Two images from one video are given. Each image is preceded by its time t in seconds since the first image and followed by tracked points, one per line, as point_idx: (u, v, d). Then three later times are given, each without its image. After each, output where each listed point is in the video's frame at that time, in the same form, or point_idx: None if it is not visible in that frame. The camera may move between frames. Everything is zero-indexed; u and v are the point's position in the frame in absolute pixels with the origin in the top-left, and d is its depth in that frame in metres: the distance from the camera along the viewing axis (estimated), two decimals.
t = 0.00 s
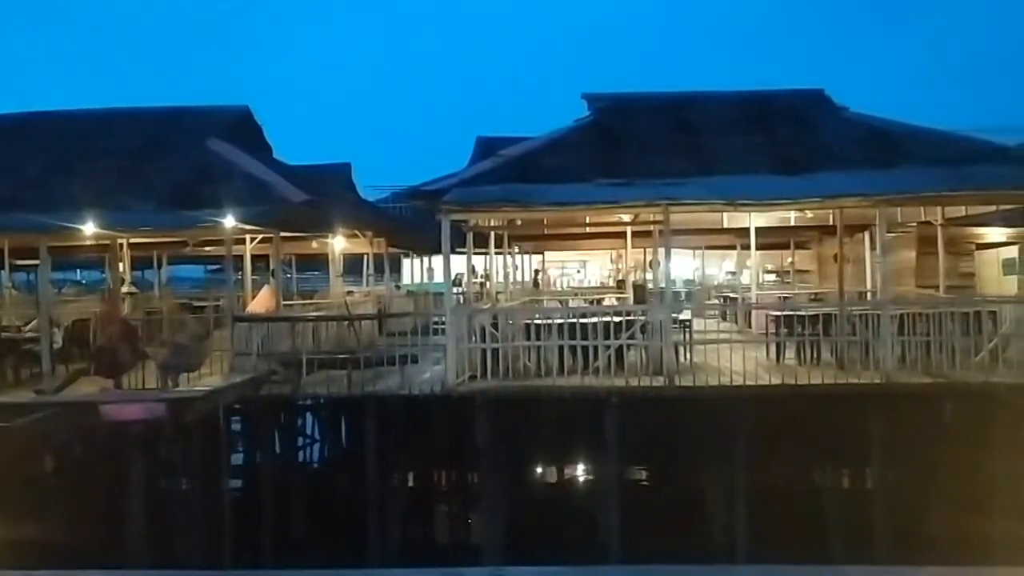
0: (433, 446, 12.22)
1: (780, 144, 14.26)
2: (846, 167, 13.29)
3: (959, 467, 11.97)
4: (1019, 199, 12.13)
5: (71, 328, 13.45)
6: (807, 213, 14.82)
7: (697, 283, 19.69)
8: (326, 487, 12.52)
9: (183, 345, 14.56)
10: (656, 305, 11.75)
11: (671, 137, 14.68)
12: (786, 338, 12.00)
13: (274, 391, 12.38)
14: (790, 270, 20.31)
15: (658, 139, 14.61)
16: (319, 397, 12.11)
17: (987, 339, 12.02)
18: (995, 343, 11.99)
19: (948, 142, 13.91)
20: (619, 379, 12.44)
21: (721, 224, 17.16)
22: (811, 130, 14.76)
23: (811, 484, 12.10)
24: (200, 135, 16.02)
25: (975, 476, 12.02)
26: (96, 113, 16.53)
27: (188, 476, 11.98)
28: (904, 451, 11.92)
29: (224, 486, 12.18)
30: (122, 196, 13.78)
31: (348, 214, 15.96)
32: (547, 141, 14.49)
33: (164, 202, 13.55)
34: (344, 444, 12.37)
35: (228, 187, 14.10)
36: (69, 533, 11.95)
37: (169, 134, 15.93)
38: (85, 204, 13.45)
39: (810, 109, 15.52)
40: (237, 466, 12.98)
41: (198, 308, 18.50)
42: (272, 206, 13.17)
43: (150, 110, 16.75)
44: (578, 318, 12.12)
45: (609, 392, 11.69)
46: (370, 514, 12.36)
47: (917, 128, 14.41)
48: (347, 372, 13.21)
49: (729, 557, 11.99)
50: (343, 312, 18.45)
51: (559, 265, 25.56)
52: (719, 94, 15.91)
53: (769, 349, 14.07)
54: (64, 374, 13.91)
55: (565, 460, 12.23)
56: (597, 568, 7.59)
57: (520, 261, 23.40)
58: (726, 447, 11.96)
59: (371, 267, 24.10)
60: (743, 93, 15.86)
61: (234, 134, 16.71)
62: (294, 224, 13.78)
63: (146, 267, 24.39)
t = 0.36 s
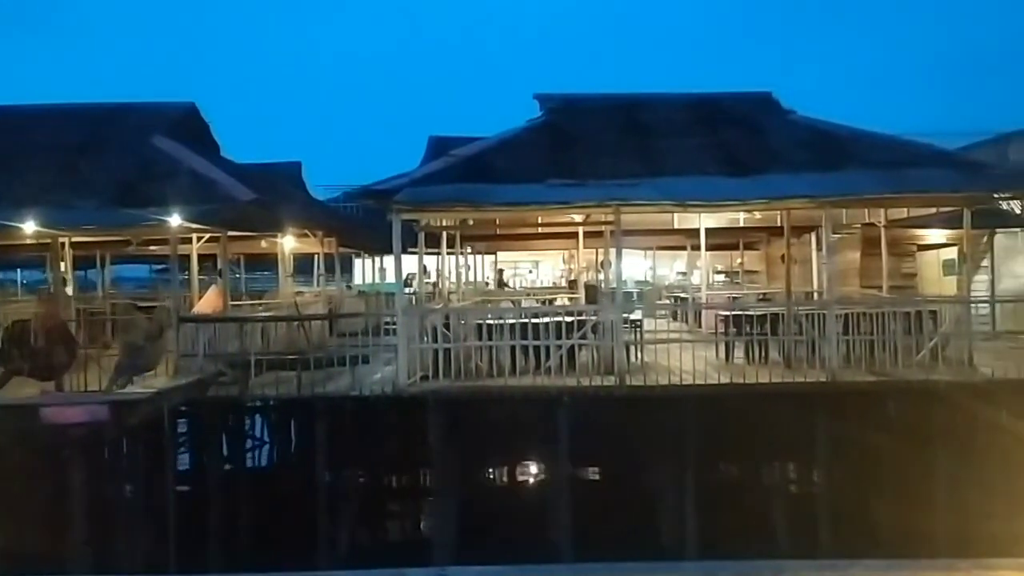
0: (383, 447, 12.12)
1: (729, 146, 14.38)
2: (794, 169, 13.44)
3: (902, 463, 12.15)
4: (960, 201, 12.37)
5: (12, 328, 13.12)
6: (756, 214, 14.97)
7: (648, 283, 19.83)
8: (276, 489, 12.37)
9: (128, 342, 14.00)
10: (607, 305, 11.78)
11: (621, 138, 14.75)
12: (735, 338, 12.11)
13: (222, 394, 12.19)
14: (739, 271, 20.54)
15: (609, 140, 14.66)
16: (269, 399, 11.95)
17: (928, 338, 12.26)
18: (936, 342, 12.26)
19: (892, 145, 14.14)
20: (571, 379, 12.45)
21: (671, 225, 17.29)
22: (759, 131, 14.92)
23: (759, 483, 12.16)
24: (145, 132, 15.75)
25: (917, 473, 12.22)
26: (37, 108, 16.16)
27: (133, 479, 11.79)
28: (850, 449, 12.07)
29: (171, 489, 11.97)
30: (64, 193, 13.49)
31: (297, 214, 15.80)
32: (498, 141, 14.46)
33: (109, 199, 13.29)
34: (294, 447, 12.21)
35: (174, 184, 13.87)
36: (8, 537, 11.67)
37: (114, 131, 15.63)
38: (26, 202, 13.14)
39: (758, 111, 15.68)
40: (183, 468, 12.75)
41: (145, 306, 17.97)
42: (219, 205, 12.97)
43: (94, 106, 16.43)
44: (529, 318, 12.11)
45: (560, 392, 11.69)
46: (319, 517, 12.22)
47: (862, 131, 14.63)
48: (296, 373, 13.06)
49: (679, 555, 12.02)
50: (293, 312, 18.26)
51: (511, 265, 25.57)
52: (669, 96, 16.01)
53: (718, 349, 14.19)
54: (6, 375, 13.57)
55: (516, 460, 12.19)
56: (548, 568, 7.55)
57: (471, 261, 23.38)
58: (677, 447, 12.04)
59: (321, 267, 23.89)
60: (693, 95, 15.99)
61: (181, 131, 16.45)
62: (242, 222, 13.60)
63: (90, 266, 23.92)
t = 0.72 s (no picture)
0: (336, 448, 12.01)
1: (682, 147, 14.47)
2: (746, 171, 13.56)
3: (851, 460, 12.31)
4: (907, 202, 12.55)
5: None
6: (709, 215, 15.08)
7: (603, 284, 19.91)
8: (226, 492, 12.19)
9: (74, 343, 13.28)
10: (562, 305, 11.77)
11: (575, 138, 14.76)
12: (689, 338, 12.17)
13: (171, 395, 11.97)
14: (693, 271, 20.70)
15: (563, 140, 14.67)
16: (220, 400, 11.77)
17: (875, 337, 12.47)
18: (883, 341, 12.44)
19: (842, 147, 14.31)
20: (525, 379, 12.43)
21: (626, 225, 17.36)
22: (711, 133, 15.03)
23: (713, 479, 12.26)
24: (92, 129, 15.45)
25: (866, 470, 12.38)
26: None
27: (78, 482, 11.53)
28: (801, 445, 12.21)
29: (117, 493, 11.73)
30: (7, 191, 13.18)
31: (249, 213, 15.61)
32: (453, 140, 14.39)
33: (54, 198, 13.00)
34: (244, 449, 12.04)
35: (122, 183, 13.61)
36: None
37: (60, 128, 15.32)
38: None
39: (710, 113, 15.79)
40: (131, 472, 12.50)
41: (93, 306, 17.29)
42: (167, 204, 12.75)
43: (39, 102, 16.08)
44: (484, 318, 12.11)
45: (515, 391, 11.63)
46: (270, 519, 12.05)
47: (812, 133, 14.79)
48: (247, 374, 12.88)
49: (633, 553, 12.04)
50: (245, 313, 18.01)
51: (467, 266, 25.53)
52: (623, 97, 16.07)
53: (671, 349, 14.26)
54: None
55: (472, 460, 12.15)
56: (500, 567, 7.50)
57: (427, 262, 23.28)
58: (631, 446, 12.07)
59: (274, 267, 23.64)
60: (646, 96, 16.05)
61: (129, 128, 16.17)
62: (191, 222, 13.39)
63: (35, 266, 23.43)
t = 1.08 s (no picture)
0: (282, 451, 11.83)
1: (631, 149, 14.51)
2: (694, 173, 13.63)
3: (797, 458, 12.45)
4: (849, 204, 12.72)
5: None
6: (658, 215, 15.13)
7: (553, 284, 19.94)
8: (169, 496, 11.95)
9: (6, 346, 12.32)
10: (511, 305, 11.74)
11: (524, 138, 14.73)
12: (637, 338, 12.21)
13: (111, 398, 11.70)
14: (642, 271, 20.86)
15: (512, 141, 14.63)
16: (162, 403, 11.53)
17: (818, 336, 12.67)
18: (826, 340, 12.61)
19: (787, 149, 14.46)
20: (474, 380, 12.38)
21: (574, 225, 17.37)
22: (659, 134, 15.10)
23: (660, 480, 12.31)
24: (29, 126, 15.07)
25: (811, 467, 12.52)
26: None
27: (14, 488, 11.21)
28: (748, 444, 12.32)
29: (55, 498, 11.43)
30: None
31: (191, 212, 15.33)
32: (402, 140, 14.28)
33: None
34: (187, 453, 11.81)
35: (60, 181, 13.27)
36: None
37: None
38: None
39: (658, 115, 15.86)
40: (69, 477, 12.19)
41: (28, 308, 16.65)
42: (107, 203, 12.47)
43: None
44: (432, 318, 12.09)
45: (464, 392, 11.57)
46: (214, 524, 11.83)
47: (757, 135, 14.93)
48: (190, 376, 12.64)
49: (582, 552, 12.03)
50: (189, 314, 17.68)
51: (416, 266, 25.39)
52: (572, 98, 16.08)
53: (620, 348, 14.30)
54: None
55: (421, 461, 12.05)
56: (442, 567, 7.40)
57: (375, 262, 23.12)
58: (580, 446, 12.07)
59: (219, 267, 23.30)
60: (594, 97, 16.09)
61: (67, 126, 15.80)
62: (132, 221, 13.11)
63: None
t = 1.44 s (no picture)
0: (225, 454, 11.64)
1: (578, 150, 14.54)
2: (640, 174, 13.70)
3: (741, 456, 12.59)
4: (791, 206, 12.88)
5: None
6: (604, 216, 15.20)
7: (502, 284, 20.02)
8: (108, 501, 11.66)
9: None
10: (459, 306, 11.71)
11: (470, 138, 14.69)
12: (584, 338, 12.23)
13: (46, 402, 11.40)
14: (589, 271, 20.97)
15: (459, 141, 14.58)
16: (102, 406, 11.27)
17: (761, 336, 12.84)
18: (768, 339, 12.78)
19: (730, 151, 14.62)
20: (421, 380, 12.30)
21: (521, 226, 17.39)
22: (605, 136, 15.16)
23: (608, 479, 12.40)
24: None
25: (755, 466, 12.64)
26: None
27: None
28: (694, 442, 12.41)
29: None
30: None
31: (131, 211, 15.03)
32: (347, 139, 14.14)
33: None
34: (128, 458, 11.53)
35: None
36: None
37: None
38: None
39: (604, 116, 15.91)
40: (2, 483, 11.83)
41: None
42: (42, 202, 12.16)
43: None
44: (379, 319, 12.03)
45: (410, 393, 11.50)
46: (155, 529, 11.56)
47: (701, 137, 15.06)
48: (130, 378, 12.37)
49: (528, 552, 11.98)
50: (128, 314, 17.31)
51: (363, 266, 25.22)
52: (519, 98, 16.07)
53: (566, 349, 14.33)
54: None
55: (367, 462, 11.96)
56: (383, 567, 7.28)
57: (321, 262, 22.92)
58: (527, 446, 12.07)
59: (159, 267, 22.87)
60: (541, 98, 16.10)
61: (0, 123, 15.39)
62: (68, 220, 12.80)
63: None
